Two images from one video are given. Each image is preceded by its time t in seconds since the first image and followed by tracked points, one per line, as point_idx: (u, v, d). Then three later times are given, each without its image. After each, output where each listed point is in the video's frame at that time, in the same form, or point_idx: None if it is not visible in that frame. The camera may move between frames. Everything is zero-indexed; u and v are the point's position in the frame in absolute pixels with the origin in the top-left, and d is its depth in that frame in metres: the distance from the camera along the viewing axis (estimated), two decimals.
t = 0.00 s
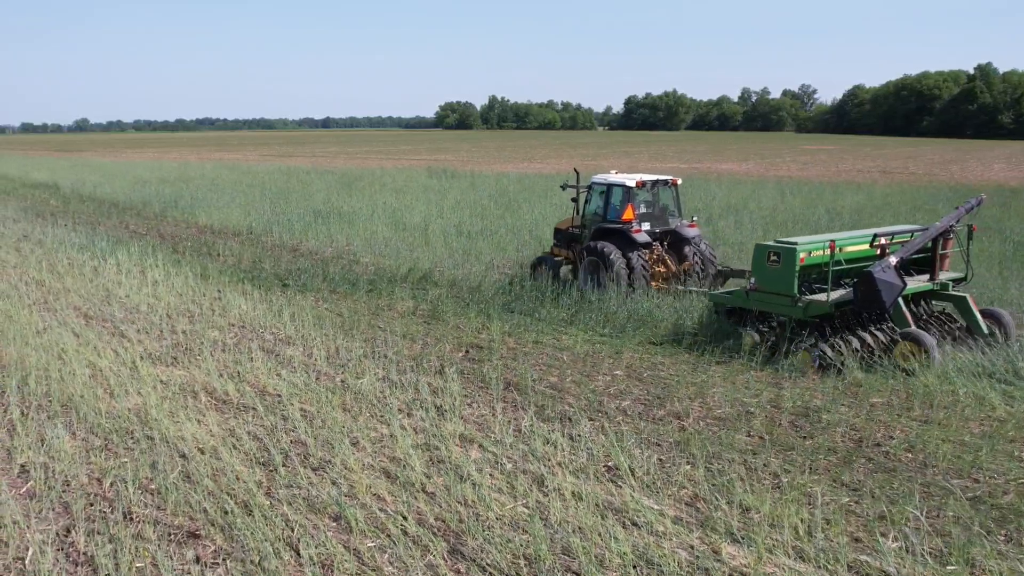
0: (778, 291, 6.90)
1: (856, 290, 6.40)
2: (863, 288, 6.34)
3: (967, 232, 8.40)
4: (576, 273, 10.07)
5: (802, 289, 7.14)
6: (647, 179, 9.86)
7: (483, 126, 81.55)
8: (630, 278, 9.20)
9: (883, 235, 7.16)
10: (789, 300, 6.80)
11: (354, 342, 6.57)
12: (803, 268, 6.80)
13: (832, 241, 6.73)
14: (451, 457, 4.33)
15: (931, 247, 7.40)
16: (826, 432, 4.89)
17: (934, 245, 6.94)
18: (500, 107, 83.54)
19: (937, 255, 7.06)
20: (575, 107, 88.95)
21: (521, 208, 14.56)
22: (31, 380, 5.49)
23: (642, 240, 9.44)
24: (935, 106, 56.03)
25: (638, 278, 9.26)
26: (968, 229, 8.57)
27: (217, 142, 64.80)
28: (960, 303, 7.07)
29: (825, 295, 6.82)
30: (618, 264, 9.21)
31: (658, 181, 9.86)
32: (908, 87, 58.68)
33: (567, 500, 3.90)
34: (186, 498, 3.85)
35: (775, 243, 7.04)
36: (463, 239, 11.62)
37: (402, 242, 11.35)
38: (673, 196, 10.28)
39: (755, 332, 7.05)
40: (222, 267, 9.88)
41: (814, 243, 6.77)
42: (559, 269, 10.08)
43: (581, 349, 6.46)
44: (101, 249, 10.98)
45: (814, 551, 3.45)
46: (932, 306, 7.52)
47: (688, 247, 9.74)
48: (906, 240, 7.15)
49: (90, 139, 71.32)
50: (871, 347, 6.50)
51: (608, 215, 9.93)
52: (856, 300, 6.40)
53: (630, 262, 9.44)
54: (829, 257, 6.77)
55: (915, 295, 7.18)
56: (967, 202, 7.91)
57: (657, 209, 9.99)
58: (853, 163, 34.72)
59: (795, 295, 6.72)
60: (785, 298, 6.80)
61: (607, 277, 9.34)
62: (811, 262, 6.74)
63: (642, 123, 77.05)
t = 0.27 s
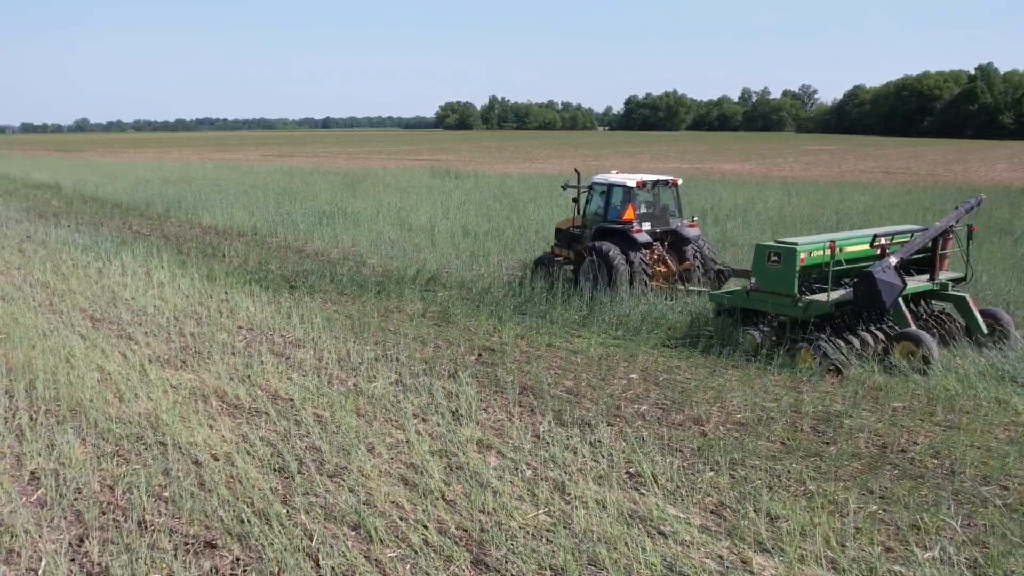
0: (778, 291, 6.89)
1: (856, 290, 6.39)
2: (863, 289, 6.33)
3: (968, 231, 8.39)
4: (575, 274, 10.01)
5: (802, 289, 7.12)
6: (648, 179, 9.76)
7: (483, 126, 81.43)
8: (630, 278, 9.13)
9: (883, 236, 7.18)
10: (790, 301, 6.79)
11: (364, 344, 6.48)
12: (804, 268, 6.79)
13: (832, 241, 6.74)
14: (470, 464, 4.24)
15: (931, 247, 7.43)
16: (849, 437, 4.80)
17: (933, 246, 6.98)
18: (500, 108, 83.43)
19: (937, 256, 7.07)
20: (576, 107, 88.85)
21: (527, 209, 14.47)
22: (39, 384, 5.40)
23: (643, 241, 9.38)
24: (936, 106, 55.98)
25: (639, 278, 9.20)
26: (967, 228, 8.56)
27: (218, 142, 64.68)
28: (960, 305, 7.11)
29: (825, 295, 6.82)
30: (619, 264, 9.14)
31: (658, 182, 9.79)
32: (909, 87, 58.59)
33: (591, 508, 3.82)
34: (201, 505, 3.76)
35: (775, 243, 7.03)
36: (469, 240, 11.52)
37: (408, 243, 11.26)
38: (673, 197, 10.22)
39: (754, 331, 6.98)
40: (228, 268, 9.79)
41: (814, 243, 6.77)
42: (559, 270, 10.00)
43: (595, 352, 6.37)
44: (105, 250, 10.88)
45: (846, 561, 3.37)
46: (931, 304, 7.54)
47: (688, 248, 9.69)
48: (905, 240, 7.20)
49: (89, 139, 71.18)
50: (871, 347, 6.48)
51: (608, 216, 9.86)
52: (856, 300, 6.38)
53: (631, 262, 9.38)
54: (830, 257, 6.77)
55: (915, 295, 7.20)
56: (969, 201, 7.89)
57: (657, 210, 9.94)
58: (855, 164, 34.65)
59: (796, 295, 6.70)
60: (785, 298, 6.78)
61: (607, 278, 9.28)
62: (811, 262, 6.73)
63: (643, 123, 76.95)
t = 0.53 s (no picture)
0: (779, 290, 6.92)
1: (857, 289, 6.42)
2: (864, 288, 6.37)
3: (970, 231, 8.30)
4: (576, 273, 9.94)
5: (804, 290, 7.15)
6: (650, 180, 9.67)
7: (484, 126, 81.30)
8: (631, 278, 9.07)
9: (884, 235, 7.18)
10: (791, 300, 6.80)
11: (375, 347, 6.39)
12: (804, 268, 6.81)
13: (833, 241, 6.74)
14: (489, 471, 4.15)
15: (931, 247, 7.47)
16: (873, 442, 4.72)
17: (933, 245, 7.03)
18: (501, 108, 83.31)
19: (937, 256, 7.00)
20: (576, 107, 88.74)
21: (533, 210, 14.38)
22: (46, 388, 5.30)
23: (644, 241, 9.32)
24: (937, 106, 55.91)
25: (639, 278, 9.14)
26: (971, 228, 8.48)
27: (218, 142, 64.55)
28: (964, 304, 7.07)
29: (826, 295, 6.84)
30: (620, 265, 9.09)
31: (658, 181, 9.69)
32: (910, 88, 58.41)
33: (615, 516, 3.73)
34: (217, 514, 3.68)
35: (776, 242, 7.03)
36: (476, 240, 11.44)
37: (414, 244, 11.17)
38: (675, 196, 10.13)
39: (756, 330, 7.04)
40: (234, 269, 9.70)
41: (814, 243, 6.78)
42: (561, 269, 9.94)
43: (609, 355, 6.28)
44: (109, 251, 10.78)
45: (880, 572, 3.28)
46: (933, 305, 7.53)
47: (689, 248, 9.62)
48: (905, 239, 7.24)
49: (89, 139, 71.07)
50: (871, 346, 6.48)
51: (609, 215, 9.80)
52: (857, 299, 6.41)
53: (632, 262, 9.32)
54: (830, 257, 6.78)
55: (914, 295, 7.13)
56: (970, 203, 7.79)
57: (659, 209, 9.85)
58: (857, 164, 34.58)
59: (797, 294, 6.72)
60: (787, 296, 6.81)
61: (608, 278, 9.22)
62: (813, 261, 6.75)
63: (644, 123, 76.85)
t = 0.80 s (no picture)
0: (781, 290, 6.83)
1: (858, 289, 6.30)
2: (866, 288, 6.24)
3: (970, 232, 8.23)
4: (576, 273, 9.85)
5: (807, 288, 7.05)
6: (652, 179, 9.58)
7: (484, 126, 81.21)
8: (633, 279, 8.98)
9: (885, 235, 7.06)
10: (793, 300, 6.71)
11: (387, 350, 6.30)
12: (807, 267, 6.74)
13: (835, 240, 6.60)
14: (511, 479, 4.07)
15: (932, 247, 7.42)
16: (900, 447, 4.63)
17: (935, 245, 6.98)
18: (501, 108, 83.27)
19: (938, 256, 7.00)
20: (576, 108, 88.68)
21: (540, 210, 14.29)
22: (56, 392, 5.21)
23: (645, 241, 9.22)
24: (938, 106, 55.86)
25: (642, 279, 9.05)
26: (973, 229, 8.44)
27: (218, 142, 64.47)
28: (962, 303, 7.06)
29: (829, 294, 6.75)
30: (622, 266, 8.99)
31: (660, 182, 9.61)
32: (911, 87, 58.43)
33: (642, 526, 3.65)
34: (235, 523, 3.59)
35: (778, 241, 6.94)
36: (483, 241, 11.35)
37: (422, 245, 11.08)
38: (677, 195, 10.02)
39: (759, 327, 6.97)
40: (241, 270, 9.60)
41: (817, 242, 6.71)
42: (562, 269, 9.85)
43: (625, 358, 6.19)
44: (114, 252, 10.68)
45: None
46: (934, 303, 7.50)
47: (691, 248, 9.54)
48: (907, 239, 7.19)
49: (90, 139, 71.00)
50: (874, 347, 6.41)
51: (611, 215, 9.69)
52: (859, 299, 6.29)
53: (634, 263, 9.23)
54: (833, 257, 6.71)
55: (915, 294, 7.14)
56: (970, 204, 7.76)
57: (660, 209, 9.75)
58: (859, 163, 34.51)
59: (799, 294, 6.62)
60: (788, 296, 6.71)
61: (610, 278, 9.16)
62: (815, 260, 6.68)
63: (644, 123, 76.80)
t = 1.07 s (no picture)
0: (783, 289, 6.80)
1: (858, 287, 6.34)
2: (866, 286, 6.30)
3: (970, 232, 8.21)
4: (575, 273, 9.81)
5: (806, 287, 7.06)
6: (653, 179, 9.52)
7: (484, 125, 81.11)
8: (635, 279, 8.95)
9: (885, 233, 7.03)
10: (793, 297, 6.68)
11: (399, 353, 6.22)
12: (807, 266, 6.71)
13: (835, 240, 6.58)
14: (532, 485, 3.98)
15: (933, 245, 7.38)
16: (927, 452, 4.54)
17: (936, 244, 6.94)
18: (502, 108, 83.18)
19: (939, 255, 7.02)
20: (576, 108, 88.59)
21: (545, 211, 14.20)
22: (65, 397, 5.12)
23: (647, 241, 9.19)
24: (940, 106, 55.77)
25: (642, 279, 9.01)
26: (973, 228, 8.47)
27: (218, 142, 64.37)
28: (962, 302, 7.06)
29: (829, 292, 6.75)
30: (624, 266, 8.95)
31: (662, 181, 9.53)
32: (912, 87, 58.34)
33: (669, 535, 3.56)
34: (252, 533, 3.50)
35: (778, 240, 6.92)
36: (490, 242, 11.27)
37: (429, 246, 10.99)
38: (677, 195, 9.98)
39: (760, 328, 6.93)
40: (248, 272, 9.50)
41: (817, 241, 6.68)
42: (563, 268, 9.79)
43: (641, 361, 6.10)
44: (119, 253, 10.58)
45: None
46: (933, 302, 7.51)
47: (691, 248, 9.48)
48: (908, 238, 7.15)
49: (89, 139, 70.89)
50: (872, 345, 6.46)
51: (613, 215, 9.65)
52: (860, 297, 6.34)
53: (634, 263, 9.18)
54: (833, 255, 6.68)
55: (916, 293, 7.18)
56: (971, 202, 7.71)
57: (661, 209, 9.72)
58: (862, 163, 34.42)
59: (799, 292, 6.61)
60: (788, 293, 6.68)
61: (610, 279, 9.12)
62: (814, 259, 6.65)
63: (644, 123, 76.72)
